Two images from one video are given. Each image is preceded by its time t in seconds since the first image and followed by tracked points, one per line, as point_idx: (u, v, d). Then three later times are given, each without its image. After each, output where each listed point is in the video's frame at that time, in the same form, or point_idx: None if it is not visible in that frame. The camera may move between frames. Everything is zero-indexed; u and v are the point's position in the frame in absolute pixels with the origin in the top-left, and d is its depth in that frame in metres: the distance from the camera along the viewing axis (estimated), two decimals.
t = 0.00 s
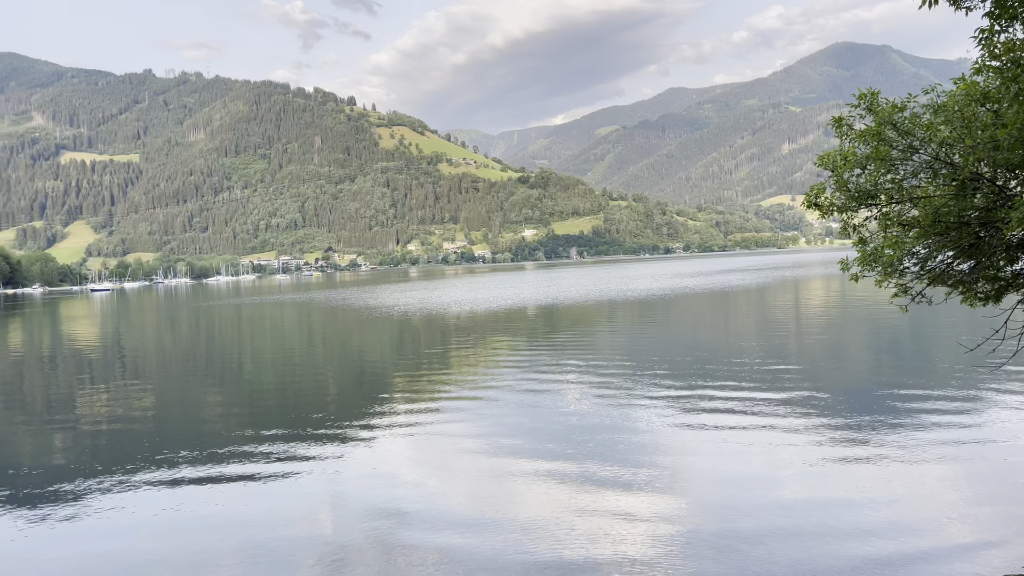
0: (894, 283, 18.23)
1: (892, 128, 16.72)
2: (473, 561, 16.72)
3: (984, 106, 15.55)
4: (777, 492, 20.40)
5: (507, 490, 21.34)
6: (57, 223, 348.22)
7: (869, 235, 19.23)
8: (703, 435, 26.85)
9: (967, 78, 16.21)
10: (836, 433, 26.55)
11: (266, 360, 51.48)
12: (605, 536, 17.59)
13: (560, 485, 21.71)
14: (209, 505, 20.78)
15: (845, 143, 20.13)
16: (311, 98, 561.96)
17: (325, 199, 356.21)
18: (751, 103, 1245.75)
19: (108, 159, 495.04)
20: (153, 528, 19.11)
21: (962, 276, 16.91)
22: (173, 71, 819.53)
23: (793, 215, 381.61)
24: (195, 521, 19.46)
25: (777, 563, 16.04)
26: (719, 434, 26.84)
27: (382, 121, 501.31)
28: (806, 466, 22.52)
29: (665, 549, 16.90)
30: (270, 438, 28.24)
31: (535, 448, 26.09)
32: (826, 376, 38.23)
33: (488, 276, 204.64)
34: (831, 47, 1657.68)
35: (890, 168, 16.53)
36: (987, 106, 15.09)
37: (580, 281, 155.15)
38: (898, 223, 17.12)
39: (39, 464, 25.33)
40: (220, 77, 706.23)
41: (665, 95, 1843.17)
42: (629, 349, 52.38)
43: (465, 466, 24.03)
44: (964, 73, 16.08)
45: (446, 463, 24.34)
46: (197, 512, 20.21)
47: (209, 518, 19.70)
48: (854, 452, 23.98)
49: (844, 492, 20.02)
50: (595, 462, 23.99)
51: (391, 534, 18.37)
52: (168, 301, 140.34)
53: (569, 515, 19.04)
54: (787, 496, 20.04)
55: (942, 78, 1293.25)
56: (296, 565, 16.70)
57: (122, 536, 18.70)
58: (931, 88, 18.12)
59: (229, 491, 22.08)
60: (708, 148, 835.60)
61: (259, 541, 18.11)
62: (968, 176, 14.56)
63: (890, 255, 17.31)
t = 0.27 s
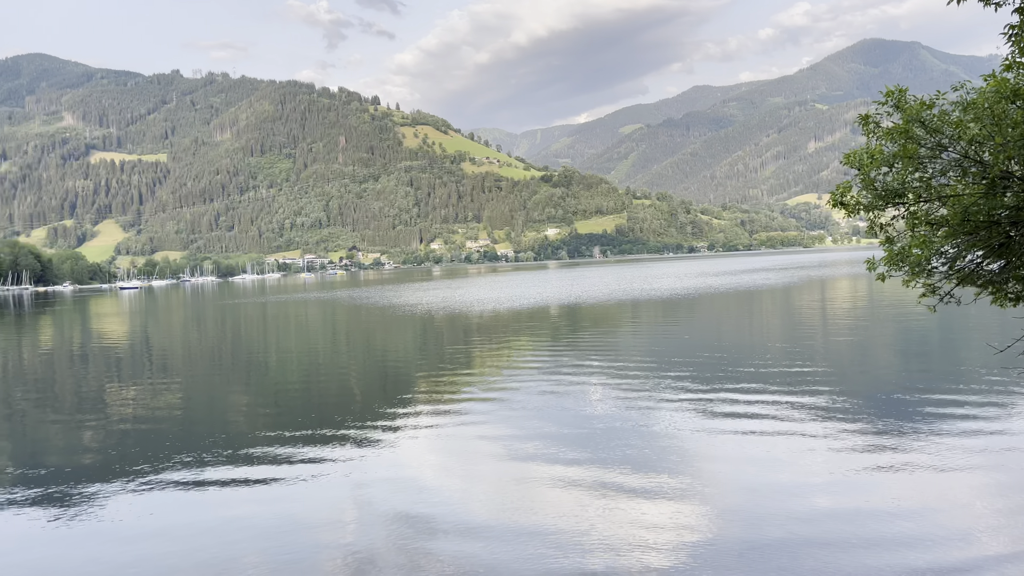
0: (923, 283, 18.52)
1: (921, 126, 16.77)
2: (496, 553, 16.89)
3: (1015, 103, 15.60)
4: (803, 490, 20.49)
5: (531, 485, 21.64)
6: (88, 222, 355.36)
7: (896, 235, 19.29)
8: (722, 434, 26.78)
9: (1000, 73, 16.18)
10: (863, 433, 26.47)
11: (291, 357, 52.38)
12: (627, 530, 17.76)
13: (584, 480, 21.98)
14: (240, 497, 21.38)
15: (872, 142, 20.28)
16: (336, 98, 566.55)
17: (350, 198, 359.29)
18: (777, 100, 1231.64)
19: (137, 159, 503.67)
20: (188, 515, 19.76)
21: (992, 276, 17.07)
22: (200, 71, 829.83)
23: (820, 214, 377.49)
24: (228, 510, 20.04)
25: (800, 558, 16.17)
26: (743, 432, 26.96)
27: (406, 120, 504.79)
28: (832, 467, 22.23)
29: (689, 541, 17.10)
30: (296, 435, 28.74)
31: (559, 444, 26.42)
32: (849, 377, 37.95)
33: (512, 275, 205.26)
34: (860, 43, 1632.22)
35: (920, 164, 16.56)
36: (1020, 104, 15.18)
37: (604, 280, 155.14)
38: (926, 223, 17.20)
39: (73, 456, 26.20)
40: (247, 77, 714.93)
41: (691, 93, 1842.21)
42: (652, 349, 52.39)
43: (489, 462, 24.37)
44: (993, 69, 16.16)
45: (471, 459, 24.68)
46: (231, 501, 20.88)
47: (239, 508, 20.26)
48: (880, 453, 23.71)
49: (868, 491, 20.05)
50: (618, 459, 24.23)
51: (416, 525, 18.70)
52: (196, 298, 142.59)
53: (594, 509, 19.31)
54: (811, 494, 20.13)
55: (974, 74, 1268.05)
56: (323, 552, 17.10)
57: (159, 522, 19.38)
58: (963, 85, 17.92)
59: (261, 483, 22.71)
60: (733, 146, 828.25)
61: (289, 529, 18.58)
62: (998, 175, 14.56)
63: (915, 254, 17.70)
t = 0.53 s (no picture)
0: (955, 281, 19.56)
1: (953, 124, 17.19)
2: (522, 552, 16.76)
3: None
4: (832, 493, 20.15)
5: (556, 483, 21.63)
6: (121, 221, 362.25)
7: (926, 233, 19.56)
8: (746, 434, 26.88)
9: None
10: (892, 436, 26.17)
11: (318, 355, 53.26)
12: (652, 530, 17.66)
13: (608, 478, 21.95)
14: (268, 492, 21.64)
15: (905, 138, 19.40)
16: (363, 98, 570.58)
17: (377, 197, 361.78)
18: (807, 97, 1213.77)
19: (169, 158, 512.04)
20: (214, 510, 19.93)
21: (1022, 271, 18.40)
22: (229, 71, 841.57)
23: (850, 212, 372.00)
24: (254, 506, 20.23)
25: (830, 567, 15.73)
26: (768, 432, 27.01)
27: (432, 119, 507.54)
28: (856, 468, 22.37)
29: (715, 544, 16.83)
30: (326, 432, 29.44)
31: (583, 443, 26.46)
32: (876, 378, 37.71)
33: (537, 274, 205.74)
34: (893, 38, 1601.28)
35: (951, 164, 17.29)
36: None
37: (629, 279, 154.71)
38: (958, 221, 17.97)
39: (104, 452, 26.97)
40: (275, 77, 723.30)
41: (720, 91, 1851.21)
42: (676, 348, 52.36)
43: (513, 460, 24.44)
44: None
45: (496, 457, 24.83)
46: (257, 497, 21.11)
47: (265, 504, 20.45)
48: (905, 454, 23.77)
49: (897, 493, 19.92)
50: (642, 458, 24.23)
51: (440, 524, 18.66)
52: (226, 297, 144.96)
53: (620, 508, 19.22)
54: (842, 498, 19.75)
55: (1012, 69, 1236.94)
56: (349, 549, 17.16)
57: (188, 517, 19.56)
58: (994, 83, 18.18)
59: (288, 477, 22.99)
60: (762, 144, 818.26)
61: (314, 525, 18.69)
62: None
63: (947, 255, 17.77)
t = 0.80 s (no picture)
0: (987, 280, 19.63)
1: (988, 121, 17.69)
2: (549, 555, 16.69)
3: None
4: (863, 500, 19.79)
5: (582, 485, 21.55)
6: (153, 220, 369.34)
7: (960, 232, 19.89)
8: (775, 436, 26.59)
9: None
10: (927, 441, 25.65)
11: (347, 354, 53.93)
12: (680, 532, 17.63)
13: (634, 480, 21.87)
14: (296, 491, 21.95)
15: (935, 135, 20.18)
16: (390, 97, 574.08)
17: (404, 196, 364.23)
18: (838, 94, 1194.00)
19: (199, 158, 520.07)
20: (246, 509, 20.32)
21: None
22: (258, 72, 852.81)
23: (882, 211, 365.81)
24: (285, 505, 20.59)
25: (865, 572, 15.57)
26: (798, 435, 26.68)
27: (459, 119, 510.01)
28: (890, 472, 22.08)
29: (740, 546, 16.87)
30: (354, 430, 29.77)
31: (608, 444, 26.40)
32: (908, 379, 37.09)
33: (563, 273, 205.72)
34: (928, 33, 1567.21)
35: (985, 160, 17.64)
36: None
37: (656, 277, 153.94)
38: (991, 219, 18.18)
39: (137, 449, 27.76)
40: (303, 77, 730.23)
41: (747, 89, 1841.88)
42: (703, 348, 52.09)
43: (539, 460, 24.37)
44: None
45: (523, 457, 24.72)
46: (288, 496, 21.46)
47: (292, 504, 20.66)
48: (939, 459, 23.32)
49: (932, 498, 19.60)
50: (668, 460, 24.07)
51: (466, 526, 18.61)
52: (255, 295, 147.34)
53: (647, 513, 19.10)
54: (873, 504, 19.41)
55: None
56: (375, 550, 17.26)
57: (220, 516, 19.94)
58: None
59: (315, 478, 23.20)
60: (791, 142, 807.20)
61: (345, 521, 19.08)
62: None
63: (979, 254, 17.98)
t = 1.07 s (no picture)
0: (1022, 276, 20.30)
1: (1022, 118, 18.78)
2: (579, 558, 16.78)
3: None
4: (898, 506, 19.48)
5: (610, 487, 21.74)
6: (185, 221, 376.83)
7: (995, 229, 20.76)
8: (806, 441, 26.23)
9: None
10: (964, 445, 25.10)
11: (375, 353, 54.59)
12: (705, 534, 17.78)
13: (661, 483, 21.99)
14: (328, 488, 22.52)
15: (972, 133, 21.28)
16: (417, 97, 577.24)
17: (431, 196, 366.47)
18: (870, 90, 1173.98)
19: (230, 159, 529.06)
20: (280, 504, 20.94)
21: None
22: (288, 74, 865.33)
23: (915, 208, 359.46)
24: (317, 501, 21.16)
25: None
26: (830, 439, 26.25)
27: (485, 118, 512.19)
28: (925, 477, 21.60)
29: (764, 549, 16.96)
30: (382, 431, 30.03)
31: (633, 445, 26.58)
32: (941, 380, 36.46)
33: (590, 271, 205.83)
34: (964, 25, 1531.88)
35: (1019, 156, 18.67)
36: None
37: (683, 276, 153.24)
38: None
39: (171, 446, 28.70)
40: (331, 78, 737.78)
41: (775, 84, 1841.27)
42: (731, 347, 51.73)
43: (566, 462, 24.40)
44: None
45: (551, 458, 25.03)
46: (322, 493, 22.06)
47: (325, 501, 21.22)
48: (977, 463, 22.73)
49: (970, 504, 19.21)
50: (693, 462, 24.19)
51: (495, 524, 18.98)
52: (285, 295, 149.61)
53: (673, 514, 19.28)
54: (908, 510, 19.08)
55: None
56: (407, 548, 17.71)
57: (255, 511, 20.60)
58: None
59: (347, 475, 23.78)
60: (821, 139, 795.65)
61: (376, 523, 19.30)
62: None
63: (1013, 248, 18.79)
